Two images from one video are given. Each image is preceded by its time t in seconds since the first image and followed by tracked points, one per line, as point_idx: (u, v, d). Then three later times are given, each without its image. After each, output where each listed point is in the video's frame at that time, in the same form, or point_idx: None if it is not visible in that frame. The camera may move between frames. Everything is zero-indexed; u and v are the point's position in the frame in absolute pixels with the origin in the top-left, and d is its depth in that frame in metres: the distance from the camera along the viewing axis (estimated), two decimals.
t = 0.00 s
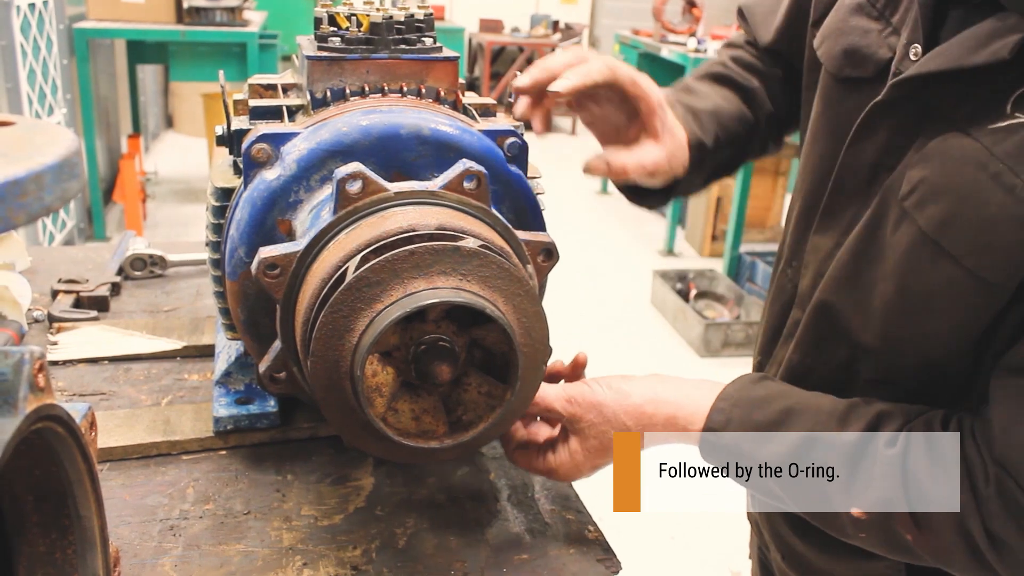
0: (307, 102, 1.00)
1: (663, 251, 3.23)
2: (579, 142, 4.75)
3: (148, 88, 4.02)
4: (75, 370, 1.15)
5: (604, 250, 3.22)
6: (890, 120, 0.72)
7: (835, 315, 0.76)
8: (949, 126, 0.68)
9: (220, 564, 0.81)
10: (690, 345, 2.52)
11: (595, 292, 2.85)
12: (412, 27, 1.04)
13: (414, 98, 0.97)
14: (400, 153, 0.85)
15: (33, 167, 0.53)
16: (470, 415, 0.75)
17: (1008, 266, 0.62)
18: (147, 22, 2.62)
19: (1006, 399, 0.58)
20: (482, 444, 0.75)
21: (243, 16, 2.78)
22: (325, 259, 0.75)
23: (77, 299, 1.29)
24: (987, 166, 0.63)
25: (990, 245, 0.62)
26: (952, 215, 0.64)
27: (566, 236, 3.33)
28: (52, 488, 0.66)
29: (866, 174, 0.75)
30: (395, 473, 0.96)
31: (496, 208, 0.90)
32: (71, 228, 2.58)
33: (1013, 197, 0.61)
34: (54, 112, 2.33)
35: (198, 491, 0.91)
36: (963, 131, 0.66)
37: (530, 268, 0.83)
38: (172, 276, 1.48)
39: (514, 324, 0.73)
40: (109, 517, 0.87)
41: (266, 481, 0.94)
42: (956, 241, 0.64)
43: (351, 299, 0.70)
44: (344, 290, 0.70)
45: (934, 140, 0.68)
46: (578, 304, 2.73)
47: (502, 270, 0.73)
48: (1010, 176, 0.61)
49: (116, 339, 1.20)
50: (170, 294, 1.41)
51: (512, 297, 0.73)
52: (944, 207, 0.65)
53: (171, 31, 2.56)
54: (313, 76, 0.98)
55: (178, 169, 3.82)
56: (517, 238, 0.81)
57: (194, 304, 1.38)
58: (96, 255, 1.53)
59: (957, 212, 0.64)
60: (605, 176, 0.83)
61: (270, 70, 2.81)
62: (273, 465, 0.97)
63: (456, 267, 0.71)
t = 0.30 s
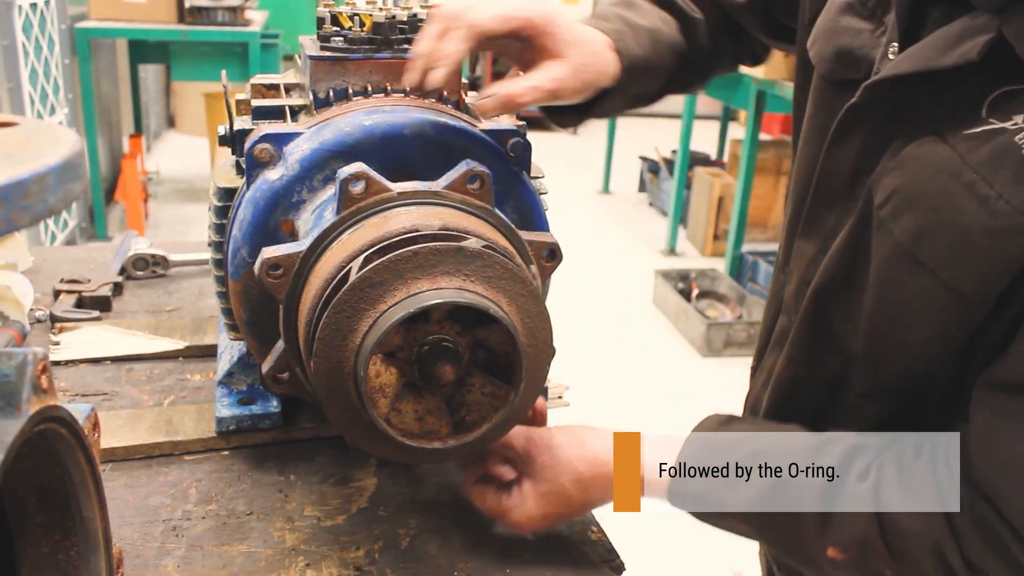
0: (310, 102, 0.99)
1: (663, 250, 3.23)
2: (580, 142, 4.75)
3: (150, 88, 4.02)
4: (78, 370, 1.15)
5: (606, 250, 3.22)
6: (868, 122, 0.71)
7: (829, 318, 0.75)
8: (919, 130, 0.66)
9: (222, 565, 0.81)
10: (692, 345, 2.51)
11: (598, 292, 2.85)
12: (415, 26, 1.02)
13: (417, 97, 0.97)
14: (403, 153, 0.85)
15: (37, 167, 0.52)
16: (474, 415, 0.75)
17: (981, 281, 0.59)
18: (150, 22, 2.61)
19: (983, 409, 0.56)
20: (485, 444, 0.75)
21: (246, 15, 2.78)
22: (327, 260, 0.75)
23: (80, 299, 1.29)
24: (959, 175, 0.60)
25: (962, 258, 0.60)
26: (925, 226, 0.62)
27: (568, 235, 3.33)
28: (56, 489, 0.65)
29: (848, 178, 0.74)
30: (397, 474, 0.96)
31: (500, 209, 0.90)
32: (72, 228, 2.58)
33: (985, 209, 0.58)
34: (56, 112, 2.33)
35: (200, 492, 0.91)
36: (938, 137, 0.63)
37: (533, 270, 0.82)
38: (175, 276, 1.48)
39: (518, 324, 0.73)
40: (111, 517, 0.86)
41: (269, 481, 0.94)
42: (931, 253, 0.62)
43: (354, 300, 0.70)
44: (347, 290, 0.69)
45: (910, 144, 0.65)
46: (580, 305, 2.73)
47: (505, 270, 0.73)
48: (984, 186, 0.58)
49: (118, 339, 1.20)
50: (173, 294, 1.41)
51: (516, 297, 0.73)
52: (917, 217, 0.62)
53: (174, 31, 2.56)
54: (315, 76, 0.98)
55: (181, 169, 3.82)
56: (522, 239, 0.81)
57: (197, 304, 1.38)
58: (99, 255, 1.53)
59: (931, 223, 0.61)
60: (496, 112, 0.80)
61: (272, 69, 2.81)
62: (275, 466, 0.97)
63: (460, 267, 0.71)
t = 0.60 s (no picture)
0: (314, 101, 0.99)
1: (663, 249, 3.23)
2: (582, 141, 4.75)
3: (151, 87, 4.02)
4: (81, 369, 1.15)
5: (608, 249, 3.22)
6: (811, 125, 0.69)
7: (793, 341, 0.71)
8: (863, 134, 0.64)
9: (226, 564, 0.81)
10: (694, 344, 2.51)
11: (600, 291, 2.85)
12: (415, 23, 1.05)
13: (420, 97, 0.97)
14: (406, 151, 0.84)
15: (44, 167, 0.52)
16: (479, 414, 0.75)
17: (918, 306, 0.55)
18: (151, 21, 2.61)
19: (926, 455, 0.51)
20: (489, 442, 0.75)
21: (247, 14, 2.78)
22: (331, 259, 0.75)
23: (83, 298, 1.29)
24: (896, 194, 0.58)
25: (903, 284, 0.56)
26: (859, 248, 0.59)
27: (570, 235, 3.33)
28: (62, 488, 0.66)
29: (796, 181, 0.71)
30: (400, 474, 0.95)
31: (505, 205, 0.89)
32: (73, 227, 2.58)
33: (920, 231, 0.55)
34: (58, 111, 2.33)
35: (204, 491, 0.91)
36: (877, 146, 0.61)
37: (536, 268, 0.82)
38: (178, 275, 1.48)
39: (523, 323, 0.73)
40: (115, 516, 0.87)
41: (272, 481, 0.94)
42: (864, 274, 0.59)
43: (358, 298, 0.70)
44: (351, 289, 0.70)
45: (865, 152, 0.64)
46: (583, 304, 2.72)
47: (510, 269, 0.73)
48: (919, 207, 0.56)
49: (121, 338, 1.20)
50: (175, 293, 1.41)
51: (520, 296, 0.73)
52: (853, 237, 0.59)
53: (175, 30, 2.56)
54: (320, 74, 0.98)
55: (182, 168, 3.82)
56: (526, 237, 0.81)
57: (199, 303, 1.38)
58: (102, 254, 1.53)
59: (865, 244, 0.59)
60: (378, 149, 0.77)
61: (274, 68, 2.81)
62: (279, 465, 0.96)
63: (465, 267, 0.71)
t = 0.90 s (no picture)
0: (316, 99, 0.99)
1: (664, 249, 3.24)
2: (583, 140, 4.75)
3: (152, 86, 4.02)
4: (83, 367, 1.15)
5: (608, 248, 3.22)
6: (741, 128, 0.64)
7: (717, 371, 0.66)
8: (774, 150, 0.58)
9: (229, 561, 0.81)
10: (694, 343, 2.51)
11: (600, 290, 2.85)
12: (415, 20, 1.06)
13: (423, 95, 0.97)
14: (408, 148, 0.85)
15: (51, 163, 0.53)
16: (482, 410, 0.75)
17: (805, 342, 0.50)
18: (152, 20, 2.62)
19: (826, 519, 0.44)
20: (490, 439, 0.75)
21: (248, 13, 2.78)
22: (334, 257, 0.75)
23: (85, 296, 1.30)
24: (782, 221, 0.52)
25: (783, 320, 0.51)
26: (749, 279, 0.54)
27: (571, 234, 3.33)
28: (64, 482, 0.66)
29: (716, 201, 0.65)
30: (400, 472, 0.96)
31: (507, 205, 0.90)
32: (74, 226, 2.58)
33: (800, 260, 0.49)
34: (59, 110, 2.33)
35: (207, 488, 0.91)
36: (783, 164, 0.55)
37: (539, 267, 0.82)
38: (180, 273, 1.48)
39: (525, 320, 0.73)
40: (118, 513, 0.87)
41: (275, 478, 0.94)
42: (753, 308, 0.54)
43: (361, 296, 0.70)
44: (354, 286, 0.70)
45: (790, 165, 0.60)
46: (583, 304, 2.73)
47: (512, 265, 0.73)
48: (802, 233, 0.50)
49: (123, 335, 1.21)
50: (177, 291, 1.41)
51: (522, 292, 0.73)
52: (745, 263, 0.55)
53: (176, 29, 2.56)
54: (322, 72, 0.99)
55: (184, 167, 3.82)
56: (529, 234, 0.82)
57: (201, 300, 1.38)
58: (104, 252, 1.53)
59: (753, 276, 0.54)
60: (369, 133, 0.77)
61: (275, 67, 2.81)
62: (281, 462, 0.97)
63: (467, 264, 0.71)
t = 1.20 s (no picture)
0: (316, 93, 1.00)
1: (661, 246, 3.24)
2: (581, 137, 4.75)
3: (150, 81, 4.02)
4: (81, 360, 1.15)
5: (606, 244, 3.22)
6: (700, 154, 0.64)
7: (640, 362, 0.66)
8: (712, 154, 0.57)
9: (228, 553, 0.82)
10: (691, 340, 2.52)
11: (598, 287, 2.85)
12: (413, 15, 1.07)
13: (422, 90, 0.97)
14: (408, 143, 0.85)
15: (57, 153, 0.53)
16: (479, 405, 0.75)
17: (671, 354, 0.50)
18: (150, 14, 2.61)
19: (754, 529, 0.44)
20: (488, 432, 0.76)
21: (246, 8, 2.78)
22: (333, 250, 0.76)
23: (84, 290, 1.30)
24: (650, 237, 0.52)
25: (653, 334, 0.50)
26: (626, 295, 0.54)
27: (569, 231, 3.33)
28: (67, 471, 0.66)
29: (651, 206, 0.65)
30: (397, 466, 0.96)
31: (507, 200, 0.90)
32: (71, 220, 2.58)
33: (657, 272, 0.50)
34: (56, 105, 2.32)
35: (206, 480, 0.92)
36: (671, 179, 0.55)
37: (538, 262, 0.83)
38: (179, 268, 1.48)
39: (523, 315, 0.74)
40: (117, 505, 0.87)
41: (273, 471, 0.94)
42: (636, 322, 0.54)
43: (360, 289, 0.70)
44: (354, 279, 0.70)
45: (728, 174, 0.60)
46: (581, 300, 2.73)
47: (511, 260, 0.73)
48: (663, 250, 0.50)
49: (122, 329, 1.21)
50: (176, 285, 1.41)
51: (520, 287, 0.74)
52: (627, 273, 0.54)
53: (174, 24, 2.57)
54: (322, 67, 0.99)
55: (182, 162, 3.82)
56: (529, 229, 0.82)
57: (200, 295, 1.38)
58: (103, 247, 1.53)
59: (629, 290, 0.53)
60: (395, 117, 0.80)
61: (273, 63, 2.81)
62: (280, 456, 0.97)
63: (466, 259, 0.72)
